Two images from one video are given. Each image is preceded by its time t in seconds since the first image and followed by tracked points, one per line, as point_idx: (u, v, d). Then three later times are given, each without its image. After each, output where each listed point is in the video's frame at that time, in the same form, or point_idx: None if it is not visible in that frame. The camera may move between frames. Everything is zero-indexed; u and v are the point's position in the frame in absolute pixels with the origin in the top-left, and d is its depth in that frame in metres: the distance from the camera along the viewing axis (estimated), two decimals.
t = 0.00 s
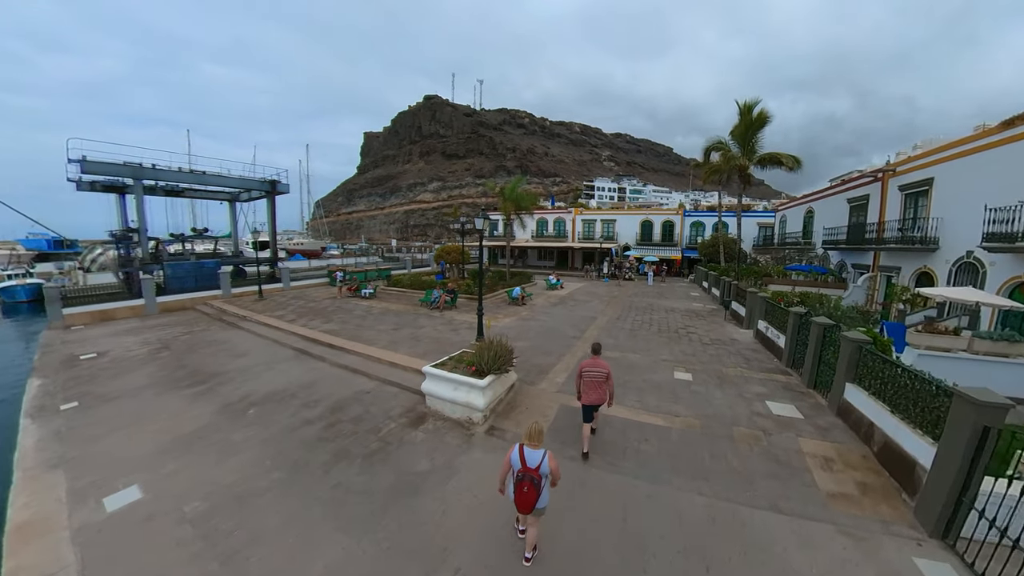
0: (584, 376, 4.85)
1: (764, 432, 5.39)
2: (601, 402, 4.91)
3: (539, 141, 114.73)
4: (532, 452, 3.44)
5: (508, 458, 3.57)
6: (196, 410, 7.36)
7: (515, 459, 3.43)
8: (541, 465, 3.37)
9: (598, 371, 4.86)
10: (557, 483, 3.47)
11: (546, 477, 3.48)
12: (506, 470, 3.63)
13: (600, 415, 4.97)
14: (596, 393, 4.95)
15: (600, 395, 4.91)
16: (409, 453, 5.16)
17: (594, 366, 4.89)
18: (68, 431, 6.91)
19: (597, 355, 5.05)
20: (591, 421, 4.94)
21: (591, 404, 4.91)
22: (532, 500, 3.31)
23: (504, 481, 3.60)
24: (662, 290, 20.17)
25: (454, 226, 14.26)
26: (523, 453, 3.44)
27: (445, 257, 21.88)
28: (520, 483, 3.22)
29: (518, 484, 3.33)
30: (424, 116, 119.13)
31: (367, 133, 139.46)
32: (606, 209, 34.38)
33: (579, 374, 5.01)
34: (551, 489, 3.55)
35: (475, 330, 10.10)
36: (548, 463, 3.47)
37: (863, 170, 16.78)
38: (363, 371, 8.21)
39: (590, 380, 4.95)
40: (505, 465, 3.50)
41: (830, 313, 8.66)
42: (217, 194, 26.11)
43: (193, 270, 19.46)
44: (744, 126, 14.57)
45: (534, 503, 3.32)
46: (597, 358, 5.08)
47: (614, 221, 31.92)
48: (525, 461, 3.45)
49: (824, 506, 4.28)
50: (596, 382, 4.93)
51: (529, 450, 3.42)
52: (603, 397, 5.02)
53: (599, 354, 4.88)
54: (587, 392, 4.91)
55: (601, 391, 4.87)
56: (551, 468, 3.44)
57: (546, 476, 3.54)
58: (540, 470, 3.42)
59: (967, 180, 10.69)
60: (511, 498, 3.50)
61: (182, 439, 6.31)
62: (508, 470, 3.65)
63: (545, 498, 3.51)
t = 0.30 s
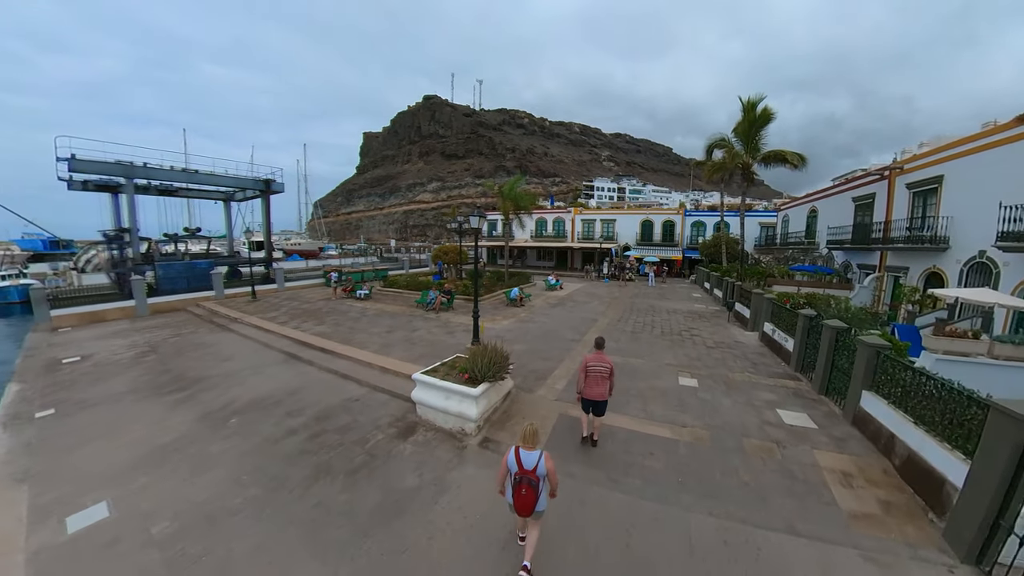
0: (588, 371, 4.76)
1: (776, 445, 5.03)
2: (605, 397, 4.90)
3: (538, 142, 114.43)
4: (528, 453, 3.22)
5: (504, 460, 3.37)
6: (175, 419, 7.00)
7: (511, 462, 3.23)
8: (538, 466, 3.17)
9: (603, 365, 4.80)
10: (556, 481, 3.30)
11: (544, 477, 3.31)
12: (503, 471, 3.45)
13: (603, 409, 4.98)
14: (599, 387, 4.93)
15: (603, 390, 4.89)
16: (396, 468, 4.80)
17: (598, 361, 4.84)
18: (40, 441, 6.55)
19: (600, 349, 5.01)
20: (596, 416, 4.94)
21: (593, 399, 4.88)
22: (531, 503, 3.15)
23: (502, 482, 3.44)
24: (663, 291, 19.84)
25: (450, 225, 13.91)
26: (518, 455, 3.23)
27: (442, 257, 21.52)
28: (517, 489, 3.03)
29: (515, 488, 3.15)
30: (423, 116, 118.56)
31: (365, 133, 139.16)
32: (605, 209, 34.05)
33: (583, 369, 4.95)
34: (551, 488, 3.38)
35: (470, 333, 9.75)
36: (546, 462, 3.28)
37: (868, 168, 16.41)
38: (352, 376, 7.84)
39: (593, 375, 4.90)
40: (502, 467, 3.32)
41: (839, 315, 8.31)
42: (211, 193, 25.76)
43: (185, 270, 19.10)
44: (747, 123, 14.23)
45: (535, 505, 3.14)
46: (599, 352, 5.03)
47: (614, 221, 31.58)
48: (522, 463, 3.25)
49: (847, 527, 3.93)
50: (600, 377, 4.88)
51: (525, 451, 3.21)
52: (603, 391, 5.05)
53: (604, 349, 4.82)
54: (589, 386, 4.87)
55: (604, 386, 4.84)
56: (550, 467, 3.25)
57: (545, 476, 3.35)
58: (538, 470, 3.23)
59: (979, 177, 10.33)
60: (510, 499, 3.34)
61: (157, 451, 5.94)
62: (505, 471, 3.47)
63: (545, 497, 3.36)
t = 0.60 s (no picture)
0: (588, 378, 4.57)
1: (792, 461, 4.65)
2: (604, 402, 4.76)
3: (538, 142, 114.05)
4: (527, 457, 3.10)
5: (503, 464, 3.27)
6: (151, 429, 6.60)
7: (509, 465, 3.13)
8: (536, 472, 3.03)
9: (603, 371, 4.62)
10: (556, 491, 3.13)
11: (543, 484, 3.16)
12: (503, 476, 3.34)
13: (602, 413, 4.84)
14: (597, 391, 4.79)
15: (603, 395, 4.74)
16: (380, 488, 4.40)
17: (598, 367, 4.64)
18: (5, 453, 6.15)
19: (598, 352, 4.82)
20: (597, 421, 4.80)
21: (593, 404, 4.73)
22: (527, 510, 2.99)
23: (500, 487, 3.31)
24: (664, 292, 19.47)
25: (447, 225, 13.51)
26: (517, 459, 3.11)
27: (439, 257, 21.10)
28: (510, 492, 2.91)
29: (511, 492, 3.02)
30: (422, 116, 118.04)
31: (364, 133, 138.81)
32: (605, 208, 33.67)
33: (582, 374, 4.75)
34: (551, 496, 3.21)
35: (465, 337, 9.36)
36: (546, 469, 3.13)
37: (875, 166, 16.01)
38: (340, 383, 7.43)
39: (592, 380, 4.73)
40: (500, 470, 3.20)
41: (852, 318, 7.92)
42: (205, 192, 25.36)
43: (177, 271, 18.70)
44: (751, 120, 13.87)
45: (529, 512, 2.99)
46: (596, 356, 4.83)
47: (614, 221, 31.19)
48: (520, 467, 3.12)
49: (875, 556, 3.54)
50: (600, 382, 4.69)
51: (522, 455, 3.10)
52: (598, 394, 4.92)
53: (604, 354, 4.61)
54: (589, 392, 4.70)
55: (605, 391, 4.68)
56: (549, 474, 3.08)
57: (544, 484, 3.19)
58: (536, 476, 3.09)
59: (993, 174, 9.95)
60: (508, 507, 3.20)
61: (128, 464, 5.56)
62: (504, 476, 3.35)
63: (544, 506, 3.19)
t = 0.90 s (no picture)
0: (584, 373, 4.64)
1: (807, 476, 4.34)
2: (602, 396, 4.82)
3: (537, 142, 113.78)
4: (534, 458, 3.06)
5: (510, 463, 3.24)
6: (129, 438, 6.27)
7: (516, 465, 3.09)
8: (543, 474, 2.99)
9: (599, 366, 4.69)
10: (563, 492, 3.10)
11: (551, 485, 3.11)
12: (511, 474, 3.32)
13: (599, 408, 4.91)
14: (596, 387, 4.80)
15: (600, 389, 4.80)
16: (365, 507, 4.09)
17: (593, 362, 4.71)
18: None
19: (594, 349, 4.89)
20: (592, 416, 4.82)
21: (591, 399, 4.78)
22: (533, 511, 2.98)
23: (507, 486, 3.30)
24: (665, 293, 19.19)
25: (443, 224, 13.20)
26: (524, 459, 3.07)
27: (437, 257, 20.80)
28: (517, 494, 2.88)
29: (517, 492, 3.01)
30: (420, 116, 117.65)
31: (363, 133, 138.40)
32: (605, 208, 33.38)
33: (577, 370, 4.83)
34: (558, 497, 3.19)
35: (461, 340, 9.05)
36: (554, 471, 3.09)
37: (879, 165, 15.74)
38: (329, 390, 7.12)
39: (587, 376, 4.80)
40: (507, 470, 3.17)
41: (862, 321, 7.63)
42: (199, 190, 25.01)
43: (168, 271, 18.35)
44: (754, 117, 13.59)
45: (536, 514, 2.97)
46: (593, 352, 4.89)
47: (614, 221, 30.91)
48: (528, 468, 3.08)
49: None
50: (596, 377, 4.75)
51: (529, 455, 3.06)
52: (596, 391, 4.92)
53: (598, 349, 4.69)
54: (586, 386, 4.75)
55: (603, 385, 4.73)
56: (556, 478, 3.03)
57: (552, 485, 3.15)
58: (544, 477, 3.05)
59: (1004, 172, 9.68)
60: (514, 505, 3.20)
61: (101, 477, 5.24)
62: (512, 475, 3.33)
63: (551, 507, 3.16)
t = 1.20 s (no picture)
0: (579, 371, 4.60)
1: (818, 487, 4.09)
2: (599, 396, 4.76)
3: (536, 142, 113.51)
4: (537, 453, 3.07)
5: (510, 460, 3.21)
6: (108, 444, 6.01)
7: (518, 461, 3.08)
8: (547, 467, 3.01)
9: (596, 365, 4.61)
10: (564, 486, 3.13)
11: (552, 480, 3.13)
12: (509, 473, 3.28)
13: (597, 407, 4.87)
14: (591, 386, 4.75)
15: (598, 389, 4.74)
16: (347, 522, 3.83)
17: (590, 361, 4.65)
18: None
19: (593, 348, 4.82)
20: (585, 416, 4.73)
21: (587, 398, 4.73)
22: (537, 506, 2.96)
23: (507, 484, 3.27)
24: (665, 293, 18.96)
25: (440, 223, 12.94)
26: (526, 454, 3.08)
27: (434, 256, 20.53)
28: (522, 487, 2.86)
29: (520, 488, 2.97)
30: (420, 116, 117.34)
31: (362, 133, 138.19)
32: (605, 208, 33.12)
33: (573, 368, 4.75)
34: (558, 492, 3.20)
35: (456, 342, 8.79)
36: (555, 464, 3.13)
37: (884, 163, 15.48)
38: (317, 394, 6.84)
39: (585, 375, 4.75)
40: (508, 467, 3.15)
41: (871, 323, 7.36)
42: (194, 189, 24.71)
43: (161, 271, 18.05)
44: (756, 114, 13.34)
45: (539, 509, 2.95)
46: (593, 351, 4.82)
47: (613, 220, 30.67)
48: (529, 462, 3.09)
49: None
50: (593, 376, 4.67)
51: (532, 450, 3.07)
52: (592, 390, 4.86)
53: (595, 347, 4.61)
54: (582, 385, 4.70)
55: (599, 384, 4.67)
56: (558, 470, 3.07)
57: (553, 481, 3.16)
58: (546, 472, 3.06)
59: (1013, 170, 9.43)
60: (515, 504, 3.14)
61: (73, 486, 4.98)
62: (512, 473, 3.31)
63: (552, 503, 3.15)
